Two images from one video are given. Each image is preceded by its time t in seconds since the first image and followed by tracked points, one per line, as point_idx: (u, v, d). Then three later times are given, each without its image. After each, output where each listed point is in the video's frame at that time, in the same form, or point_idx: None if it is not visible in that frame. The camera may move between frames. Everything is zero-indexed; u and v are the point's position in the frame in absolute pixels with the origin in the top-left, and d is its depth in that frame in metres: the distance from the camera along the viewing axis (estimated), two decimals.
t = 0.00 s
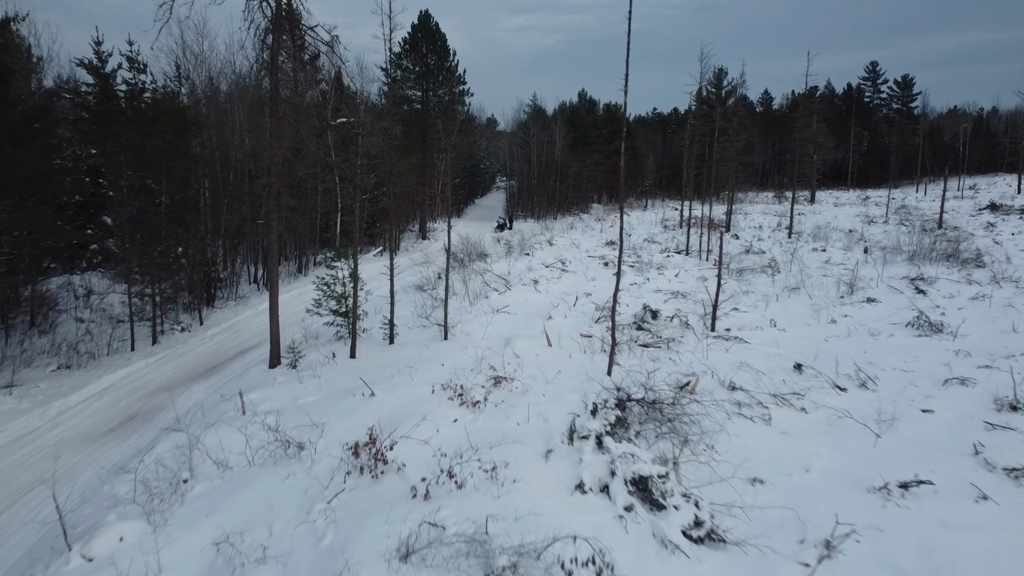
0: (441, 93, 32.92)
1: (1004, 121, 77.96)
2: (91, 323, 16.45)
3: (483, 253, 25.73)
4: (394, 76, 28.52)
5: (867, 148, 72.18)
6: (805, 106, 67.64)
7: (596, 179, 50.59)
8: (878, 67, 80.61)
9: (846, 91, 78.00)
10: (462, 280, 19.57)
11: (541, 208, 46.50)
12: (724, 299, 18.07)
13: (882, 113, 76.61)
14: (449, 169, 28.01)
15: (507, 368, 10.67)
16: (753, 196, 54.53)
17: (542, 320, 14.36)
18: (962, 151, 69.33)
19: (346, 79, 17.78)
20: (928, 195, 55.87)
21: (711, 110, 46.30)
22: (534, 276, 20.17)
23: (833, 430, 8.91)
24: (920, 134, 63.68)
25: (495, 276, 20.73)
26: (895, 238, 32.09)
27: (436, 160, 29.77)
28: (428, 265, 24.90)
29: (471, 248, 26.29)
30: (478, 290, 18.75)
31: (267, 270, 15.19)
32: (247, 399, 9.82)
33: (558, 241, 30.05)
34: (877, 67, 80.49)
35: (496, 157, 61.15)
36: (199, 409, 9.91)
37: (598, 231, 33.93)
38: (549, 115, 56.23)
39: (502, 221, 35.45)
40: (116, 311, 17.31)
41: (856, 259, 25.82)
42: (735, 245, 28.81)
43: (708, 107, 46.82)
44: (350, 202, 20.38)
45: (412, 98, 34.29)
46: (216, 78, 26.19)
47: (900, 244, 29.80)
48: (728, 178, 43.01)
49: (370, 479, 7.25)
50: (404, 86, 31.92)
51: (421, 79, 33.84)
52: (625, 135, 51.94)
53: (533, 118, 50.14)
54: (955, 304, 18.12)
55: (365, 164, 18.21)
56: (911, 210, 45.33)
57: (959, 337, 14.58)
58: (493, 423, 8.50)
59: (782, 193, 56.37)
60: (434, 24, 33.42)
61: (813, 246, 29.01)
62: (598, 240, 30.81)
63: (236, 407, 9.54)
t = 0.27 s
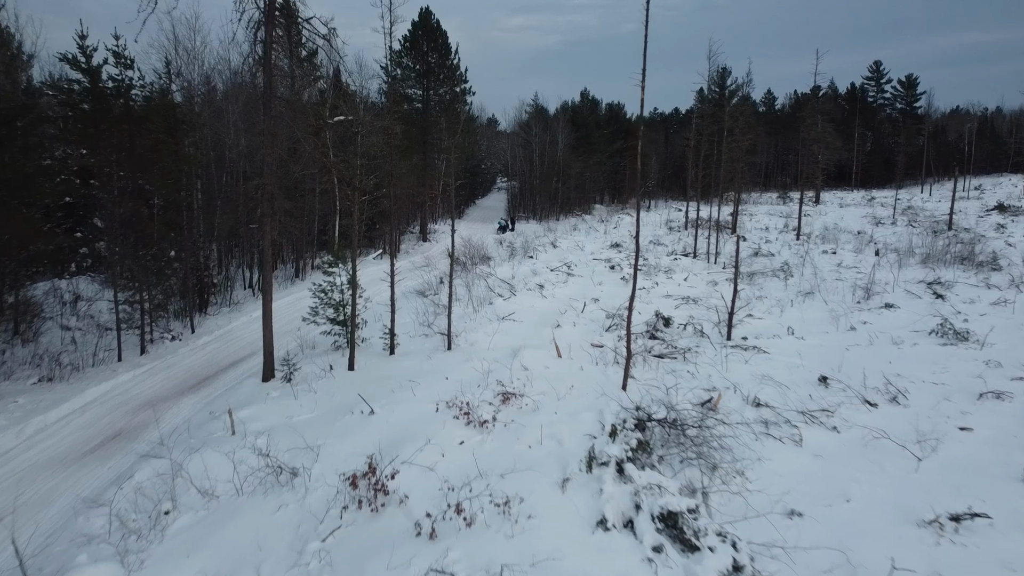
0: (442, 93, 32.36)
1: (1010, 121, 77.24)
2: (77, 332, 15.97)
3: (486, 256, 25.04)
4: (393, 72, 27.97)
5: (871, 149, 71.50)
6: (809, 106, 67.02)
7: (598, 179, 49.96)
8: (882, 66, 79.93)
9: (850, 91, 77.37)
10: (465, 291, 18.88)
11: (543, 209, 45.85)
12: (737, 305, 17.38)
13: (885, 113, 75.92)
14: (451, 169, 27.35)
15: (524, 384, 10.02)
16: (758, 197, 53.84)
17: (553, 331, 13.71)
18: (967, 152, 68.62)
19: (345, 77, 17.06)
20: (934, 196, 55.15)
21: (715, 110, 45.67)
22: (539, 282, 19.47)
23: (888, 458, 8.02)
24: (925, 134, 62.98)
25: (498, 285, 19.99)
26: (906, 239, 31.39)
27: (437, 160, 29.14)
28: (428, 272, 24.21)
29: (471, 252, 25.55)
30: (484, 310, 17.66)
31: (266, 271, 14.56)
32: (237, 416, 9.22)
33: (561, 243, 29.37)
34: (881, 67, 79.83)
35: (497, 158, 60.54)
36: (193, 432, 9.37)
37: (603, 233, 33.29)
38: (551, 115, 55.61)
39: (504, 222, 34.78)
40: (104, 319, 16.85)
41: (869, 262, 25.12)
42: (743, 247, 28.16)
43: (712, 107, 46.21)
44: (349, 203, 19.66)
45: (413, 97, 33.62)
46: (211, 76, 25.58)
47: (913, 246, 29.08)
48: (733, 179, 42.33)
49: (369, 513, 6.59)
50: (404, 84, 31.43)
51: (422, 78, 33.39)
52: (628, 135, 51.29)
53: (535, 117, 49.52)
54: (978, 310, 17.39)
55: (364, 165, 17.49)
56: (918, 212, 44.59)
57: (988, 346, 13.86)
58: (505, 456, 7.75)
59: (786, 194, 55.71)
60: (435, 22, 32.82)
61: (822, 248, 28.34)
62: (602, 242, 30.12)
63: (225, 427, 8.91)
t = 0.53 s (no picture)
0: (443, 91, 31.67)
1: (1015, 121, 76.60)
2: (64, 339, 15.94)
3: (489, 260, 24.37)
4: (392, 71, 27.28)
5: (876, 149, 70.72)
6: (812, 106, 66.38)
7: (601, 180, 49.36)
8: (885, 66, 79.31)
9: (853, 91, 76.74)
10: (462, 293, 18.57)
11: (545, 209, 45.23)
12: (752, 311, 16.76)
13: (891, 113, 75.09)
14: (452, 169, 26.70)
15: (518, 407, 10.07)
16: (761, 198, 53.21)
17: (548, 341, 13.72)
18: (974, 152, 67.74)
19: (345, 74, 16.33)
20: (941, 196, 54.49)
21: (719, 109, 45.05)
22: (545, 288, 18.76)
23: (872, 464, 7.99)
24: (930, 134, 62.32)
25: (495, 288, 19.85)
26: (917, 241, 30.74)
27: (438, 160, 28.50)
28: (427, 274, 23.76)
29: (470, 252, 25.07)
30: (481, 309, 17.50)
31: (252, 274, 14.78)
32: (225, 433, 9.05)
33: (565, 245, 28.75)
34: (884, 66, 79.21)
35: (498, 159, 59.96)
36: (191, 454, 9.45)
37: (607, 235, 32.65)
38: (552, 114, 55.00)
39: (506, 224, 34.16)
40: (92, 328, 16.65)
41: (881, 265, 24.47)
42: (751, 250, 27.48)
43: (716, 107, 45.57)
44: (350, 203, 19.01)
45: (413, 95, 32.92)
46: (204, 73, 24.98)
47: (924, 248, 28.43)
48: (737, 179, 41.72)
49: (373, 551, 7.14)
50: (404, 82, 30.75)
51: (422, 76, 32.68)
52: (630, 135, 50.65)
53: (536, 117, 48.93)
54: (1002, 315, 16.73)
55: (366, 164, 16.81)
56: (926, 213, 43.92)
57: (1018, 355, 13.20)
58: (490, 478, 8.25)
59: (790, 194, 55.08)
60: (435, 19, 32.16)
61: (833, 250, 27.63)
62: (607, 244, 29.49)
63: (215, 448, 8.98)
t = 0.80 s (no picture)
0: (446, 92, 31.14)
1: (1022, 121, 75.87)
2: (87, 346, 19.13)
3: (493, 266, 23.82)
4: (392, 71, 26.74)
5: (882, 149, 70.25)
6: (816, 105, 65.95)
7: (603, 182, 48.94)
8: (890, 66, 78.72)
9: (858, 91, 76.19)
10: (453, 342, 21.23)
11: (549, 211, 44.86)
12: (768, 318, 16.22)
13: (896, 113, 74.55)
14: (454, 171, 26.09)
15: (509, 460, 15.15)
16: (767, 199, 52.61)
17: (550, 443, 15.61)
18: (981, 152, 66.99)
19: (342, 74, 15.78)
20: (948, 197, 53.73)
21: (723, 111, 44.47)
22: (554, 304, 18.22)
23: (699, 491, 13.11)
24: (937, 134, 61.68)
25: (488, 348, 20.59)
26: (930, 243, 30.09)
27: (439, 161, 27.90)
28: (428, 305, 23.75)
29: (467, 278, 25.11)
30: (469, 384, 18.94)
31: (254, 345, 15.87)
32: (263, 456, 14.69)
33: (569, 248, 28.21)
34: (889, 66, 78.65)
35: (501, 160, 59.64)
36: (240, 485, 13.80)
37: (613, 238, 32.16)
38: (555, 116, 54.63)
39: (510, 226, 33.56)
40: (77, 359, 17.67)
41: (894, 268, 23.89)
42: (759, 253, 27.01)
43: (720, 109, 45.05)
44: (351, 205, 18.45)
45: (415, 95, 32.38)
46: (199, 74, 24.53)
47: (938, 250, 27.78)
48: (743, 180, 41.19)
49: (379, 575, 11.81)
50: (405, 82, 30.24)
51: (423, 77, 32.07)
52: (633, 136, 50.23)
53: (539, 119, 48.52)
54: None
55: (364, 167, 16.27)
56: (935, 214, 43.24)
57: None
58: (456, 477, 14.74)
59: (795, 195, 54.51)
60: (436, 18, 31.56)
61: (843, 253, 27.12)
62: (612, 247, 28.99)
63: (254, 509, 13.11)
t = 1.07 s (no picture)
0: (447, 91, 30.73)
1: None
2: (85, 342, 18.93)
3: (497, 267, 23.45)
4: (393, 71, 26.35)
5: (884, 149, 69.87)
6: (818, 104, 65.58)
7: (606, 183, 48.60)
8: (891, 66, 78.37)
9: (860, 91, 75.83)
10: (456, 345, 21.10)
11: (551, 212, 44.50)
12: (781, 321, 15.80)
13: (899, 112, 74.17)
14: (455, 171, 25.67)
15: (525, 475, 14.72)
16: (771, 199, 52.18)
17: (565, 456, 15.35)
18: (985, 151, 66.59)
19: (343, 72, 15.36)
20: (953, 196, 53.28)
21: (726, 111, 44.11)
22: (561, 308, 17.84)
23: (734, 522, 12.71)
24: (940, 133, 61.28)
25: (491, 352, 20.36)
26: (938, 244, 29.66)
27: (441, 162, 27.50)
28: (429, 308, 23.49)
29: (468, 278, 24.88)
30: (474, 386, 18.87)
31: (250, 352, 15.82)
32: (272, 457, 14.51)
33: (573, 250, 27.82)
34: (891, 66, 78.31)
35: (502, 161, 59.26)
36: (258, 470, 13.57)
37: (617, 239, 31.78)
38: (556, 116, 54.24)
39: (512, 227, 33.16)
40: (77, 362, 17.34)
41: (905, 270, 23.46)
42: (766, 254, 26.65)
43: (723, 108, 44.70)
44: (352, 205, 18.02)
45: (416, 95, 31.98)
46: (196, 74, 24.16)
47: (948, 251, 27.35)
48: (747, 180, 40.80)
49: None
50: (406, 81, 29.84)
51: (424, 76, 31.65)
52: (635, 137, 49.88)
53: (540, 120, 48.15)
54: None
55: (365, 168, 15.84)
56: (941, 214, 42.78)
57: None
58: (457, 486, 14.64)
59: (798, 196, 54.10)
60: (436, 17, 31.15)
61: (852, 254, 26.68)
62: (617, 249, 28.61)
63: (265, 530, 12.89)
